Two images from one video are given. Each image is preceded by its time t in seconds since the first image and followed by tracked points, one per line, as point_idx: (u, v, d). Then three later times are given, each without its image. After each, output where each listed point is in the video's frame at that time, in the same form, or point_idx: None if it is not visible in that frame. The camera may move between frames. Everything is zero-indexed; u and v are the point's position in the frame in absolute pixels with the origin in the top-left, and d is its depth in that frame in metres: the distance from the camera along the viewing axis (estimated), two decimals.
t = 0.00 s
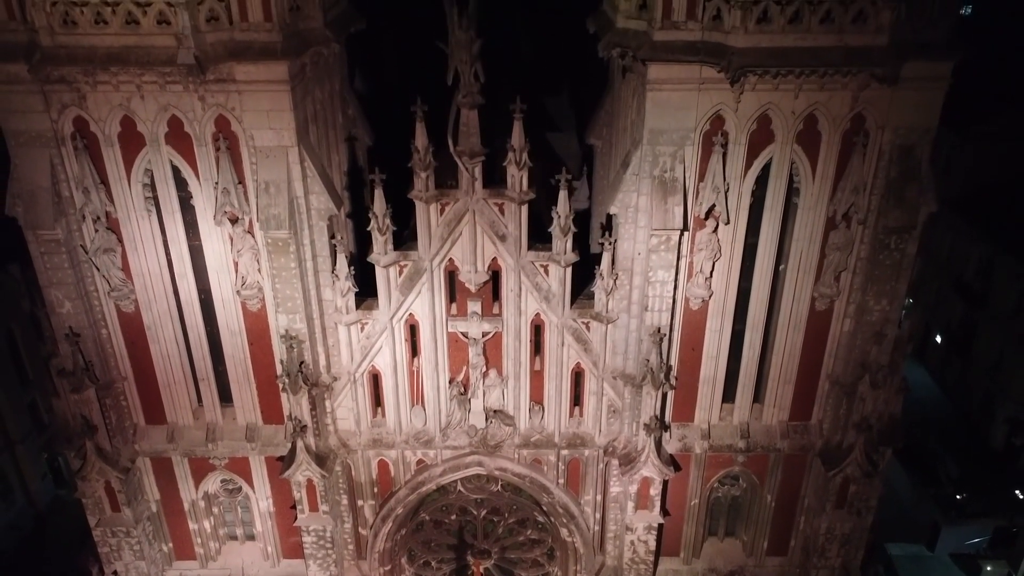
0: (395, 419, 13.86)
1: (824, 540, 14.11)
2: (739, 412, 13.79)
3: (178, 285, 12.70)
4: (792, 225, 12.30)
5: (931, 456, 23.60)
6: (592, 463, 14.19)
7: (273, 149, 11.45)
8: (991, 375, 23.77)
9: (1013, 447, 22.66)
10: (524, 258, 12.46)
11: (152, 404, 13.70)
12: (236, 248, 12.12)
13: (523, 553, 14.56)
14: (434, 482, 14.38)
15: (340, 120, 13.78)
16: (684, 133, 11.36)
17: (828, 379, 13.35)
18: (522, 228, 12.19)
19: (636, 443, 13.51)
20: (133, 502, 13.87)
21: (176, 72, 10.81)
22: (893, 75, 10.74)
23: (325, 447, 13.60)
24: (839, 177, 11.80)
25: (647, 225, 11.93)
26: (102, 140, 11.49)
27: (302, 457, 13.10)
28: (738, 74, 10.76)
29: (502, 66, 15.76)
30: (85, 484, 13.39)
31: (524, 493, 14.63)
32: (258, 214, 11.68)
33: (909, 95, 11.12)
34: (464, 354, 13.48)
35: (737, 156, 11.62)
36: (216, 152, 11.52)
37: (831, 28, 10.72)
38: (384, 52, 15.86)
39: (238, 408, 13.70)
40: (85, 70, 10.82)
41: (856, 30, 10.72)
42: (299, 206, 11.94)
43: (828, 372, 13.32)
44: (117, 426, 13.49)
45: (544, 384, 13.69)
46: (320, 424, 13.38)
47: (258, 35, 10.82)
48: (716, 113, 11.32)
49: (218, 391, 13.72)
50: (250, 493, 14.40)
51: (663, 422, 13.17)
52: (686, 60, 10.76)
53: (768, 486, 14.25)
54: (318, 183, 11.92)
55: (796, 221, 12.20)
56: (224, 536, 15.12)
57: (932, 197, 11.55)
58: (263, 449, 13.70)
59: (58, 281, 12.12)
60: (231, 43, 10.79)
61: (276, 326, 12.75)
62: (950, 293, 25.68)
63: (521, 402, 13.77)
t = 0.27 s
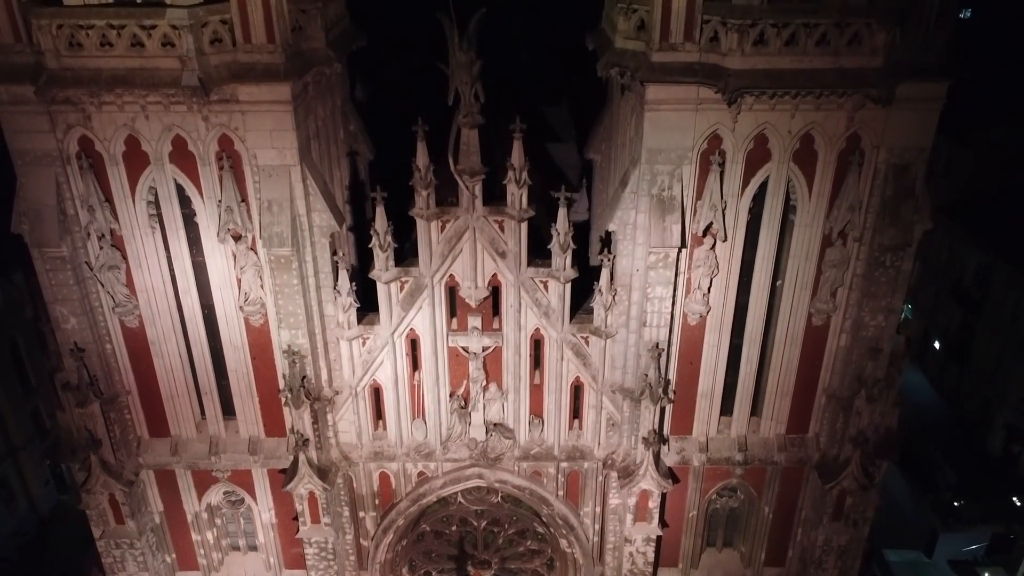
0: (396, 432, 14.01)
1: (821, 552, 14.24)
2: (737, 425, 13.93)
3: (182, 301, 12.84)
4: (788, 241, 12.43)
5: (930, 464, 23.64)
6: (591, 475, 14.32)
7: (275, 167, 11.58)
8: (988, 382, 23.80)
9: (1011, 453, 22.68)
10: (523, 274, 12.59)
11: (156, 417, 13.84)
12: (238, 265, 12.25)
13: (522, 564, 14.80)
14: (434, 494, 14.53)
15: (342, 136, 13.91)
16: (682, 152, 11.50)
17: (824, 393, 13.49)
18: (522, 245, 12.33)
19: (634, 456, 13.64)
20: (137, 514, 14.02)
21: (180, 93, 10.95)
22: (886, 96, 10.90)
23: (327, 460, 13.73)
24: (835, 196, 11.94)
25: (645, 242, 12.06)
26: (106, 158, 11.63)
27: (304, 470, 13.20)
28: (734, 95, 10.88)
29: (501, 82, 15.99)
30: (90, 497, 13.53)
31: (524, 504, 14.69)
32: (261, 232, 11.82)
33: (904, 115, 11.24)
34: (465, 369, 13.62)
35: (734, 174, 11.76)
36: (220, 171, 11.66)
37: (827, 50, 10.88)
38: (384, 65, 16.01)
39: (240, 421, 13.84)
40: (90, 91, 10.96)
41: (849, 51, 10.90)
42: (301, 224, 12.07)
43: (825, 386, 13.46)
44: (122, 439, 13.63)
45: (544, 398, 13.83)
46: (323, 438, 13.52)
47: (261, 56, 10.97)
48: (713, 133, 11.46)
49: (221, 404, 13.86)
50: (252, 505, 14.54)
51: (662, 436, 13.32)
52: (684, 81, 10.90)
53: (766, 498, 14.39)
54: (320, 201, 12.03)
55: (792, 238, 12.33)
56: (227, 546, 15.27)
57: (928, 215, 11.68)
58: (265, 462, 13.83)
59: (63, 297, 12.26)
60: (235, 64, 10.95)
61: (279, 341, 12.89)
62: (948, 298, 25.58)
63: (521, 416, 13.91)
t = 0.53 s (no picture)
0: (398, 444, 14.15)
1: (818, 562, 14.36)
2: (735, 437, 14.06)
3: (186, 316, 12.99)
4: (786, 257, 12.57)
5: (928, 470, 23.66)
6: (591, 486, 14.46)
7: (278, 185, 11.73)
8: (986, 389, 23.87)
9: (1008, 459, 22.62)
10: (524, 289, 12.73)
11: (159, 430, 13.98)
12: (242, 281, 12.37)
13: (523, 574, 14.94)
14: (435, 505, 14.67)
15: (343, 150, 14.05)
16: (680, 170, 11.64)
17: (822, 406, 13.63)
18: (522, 261, 12.49)
19: (633, 468, 13.78)
20: (141, 525, 14.15)
21: (185, 113, 11.07)
22: (883, 117, 11.00)
23: (330, 472, 13.85)
24: (831, 213, 12.08)
25: (644, 258, 12.19)
26: (112, 176, 11.78)
27: (307, 483, 13.31)
28: (733, 115, 10.94)
29: (501, 94, 16.11)
30: (94, 508, 13.65)
31: (525, 515, 14.79)
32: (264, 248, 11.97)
33: (900, 133, 11.38)
34: (465, 382, 13.78)
35: (732, 192, 11.90)
36: (223, 188, 11.80)
37: (823, 70, 11.00)
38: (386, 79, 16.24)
39: (243, 433, 13.98)
40: (95, 111, 11.11)
41: (846, 72, 11.00)
42: (304, 240, 12.21)
43: (822, 399, 13.61)
44: (126, 451, 13.77)
45: (544, 410, 13.98)
46: (325, 450, 13.65)
47: (265, 76, 11.13)
48: (711, 151, 11.60)
49: (224, 416, 14.00)
50: (255, 516, 14.68)
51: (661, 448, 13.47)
52: (683, 101, 11.03)
53: (764, 509, 14.55)
54: (322, 218, 12.16)
55: (790, 254, 12.47)
56: (229, 556, 15.39)
57: (923, 232, 11.82)
58: (268, 473, 13.96)
59: (68, 312, 12.40)
60: (238, 84, 11.11)
61: (281, 355, 13.04)
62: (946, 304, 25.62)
63: (521, 428, 14.06)
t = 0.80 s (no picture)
0: (399, 456, 14.29)
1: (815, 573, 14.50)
2: (733, 449, 14.19)
3: (189, 330, 13.12)
4: (782, 272, 12.71)
5: (927, 476, 23.74)
6: (590, 498, 14.59)
7: (281, 203, 11.87)
8: (983, 396, 23.96)
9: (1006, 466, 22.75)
10: (524, 304, 12.87)
11: (163, 442, 14.12)
12: (245, 296, 12.48)
13: None
14: (436, 515, 14.82)
15: (345, 164, 14.18)
16: (678, 188, 11.78)
17: (818, 419, 13.77)
18: (522, 276, 12.63)
19: (632, 480, 13.91)
20: (145, 536, 14.29)
21: (189, 134, 11.22)
22: (878, 136, 11.16)
23: (332, 484, 13.99)
24: (828, 229, 12.21)
25: (643, 274, 12.31)
26: (116, 193, 11.92)
27: (309, 495, 13.42)
28: (730, 135, 11.11)
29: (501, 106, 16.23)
30: (98, 520, 13.79)
31: (525, 525, 14.90)
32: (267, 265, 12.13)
33: (895, 152, 11.51)
34: (466, 395, 13.90)
35: (729, 209, 12.03)
36: (226, 205, 11.93)
37: (819, 91, 11.17)
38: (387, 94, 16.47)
39: (246, 445, 14.12)
40: (101, 130, 11.25)
41: (842, 93, 11.17)
42: (306, 256, 12.35)
43: (819, 412, 13.74)
44: (130, 463, 13.91)
45: (543, 423, 14.12)
46: (327, 462, 13.78)
47: (268, 96, 11.27)
48: (708, 169, 11.74)
49: (226, 429, 14.14)
50: (257, 526, 14.82)
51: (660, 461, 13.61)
52: (681, 120, 11.18)
53: (761, 520, 14.69)
54: (324, 234, 12.29)
55: (786, 269, 12.60)
56: (232, 566, 15.53)
57: (918, 248, 11.96)
58: (270, 485, 14.11)
59: (73, 327, 12.53)
60: (242, 104, 11.27)
61: (284, 369, 13.18)
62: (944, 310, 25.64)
63: (521, 440, 14.20)
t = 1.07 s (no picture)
0: (400, 467, 14.41)
1: None
2: (731, 460, 14.31)
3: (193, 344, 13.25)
4: (780, 287, 12.83)
5: (925, 482, 23.80)
6: (589, 509, 14.73)
7: (284, 219, 12.02)
8: (981, 402, 24.04)
9: (1003, 472, 22.83)
10: (524, 318, 13.01)
11: (166, 453, 14.25)
12: (248, 311, 12.61)
13: None
14: (436, 526, 14.93)
15: (347, 178, 14.30)
16: (676, 205, 11.92)
17: (816, 431, 13.90)
18: (522, 291, 12.76)
19: (631, 491, 14.04)
20: (148, 546, 14.44)
21: (192, 152, 11.36)
22: (874, 154, 11.30)
23: (333, 495, 14.12)
24: (824, 245, 12.34)
25: (642, 290, 12.43)
26: (121, 210, 12.05)
27: (311, 507, 13.61)
28: (727, 153, 11.26)
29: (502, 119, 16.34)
30: (102, 531, 13.93)
31: (525, 535, 14.96)
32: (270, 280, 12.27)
33: (890, 170, 11.64)
34: (467, 407, 14.03)
35: (727, 225, 12.16)
36: (230, 222, 12.06)
37: (815, 110, 11.31)
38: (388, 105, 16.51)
39: (248, 456, 14.25)
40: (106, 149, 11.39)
41: (838, 112, 11.32)
42: (308, 272, 12.49)
43: (816, 424, 13.87)
44: (134, 475, 14.05)
45: (543, 435, 14.26)
46: (329, 473, 13.90)
47: (271, 115, 11.41)
48: (706, 186, 11.87)
49: (229, 441, 14.27)
50: (259, 536, 14.96)
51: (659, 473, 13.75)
52: (678, 139, 11.31)
53: (759, 531, 14.82)
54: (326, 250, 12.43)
55: (784, 284, 12.73)
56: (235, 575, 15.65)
57: (914, 264, 12.08)
58: (273, 496, 14.24)
59: (78, 341, 12.65)
60: (245, 123, 11.42)
61: (286, 382, 13.31)
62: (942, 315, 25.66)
63: (521, 452, 14.33)
